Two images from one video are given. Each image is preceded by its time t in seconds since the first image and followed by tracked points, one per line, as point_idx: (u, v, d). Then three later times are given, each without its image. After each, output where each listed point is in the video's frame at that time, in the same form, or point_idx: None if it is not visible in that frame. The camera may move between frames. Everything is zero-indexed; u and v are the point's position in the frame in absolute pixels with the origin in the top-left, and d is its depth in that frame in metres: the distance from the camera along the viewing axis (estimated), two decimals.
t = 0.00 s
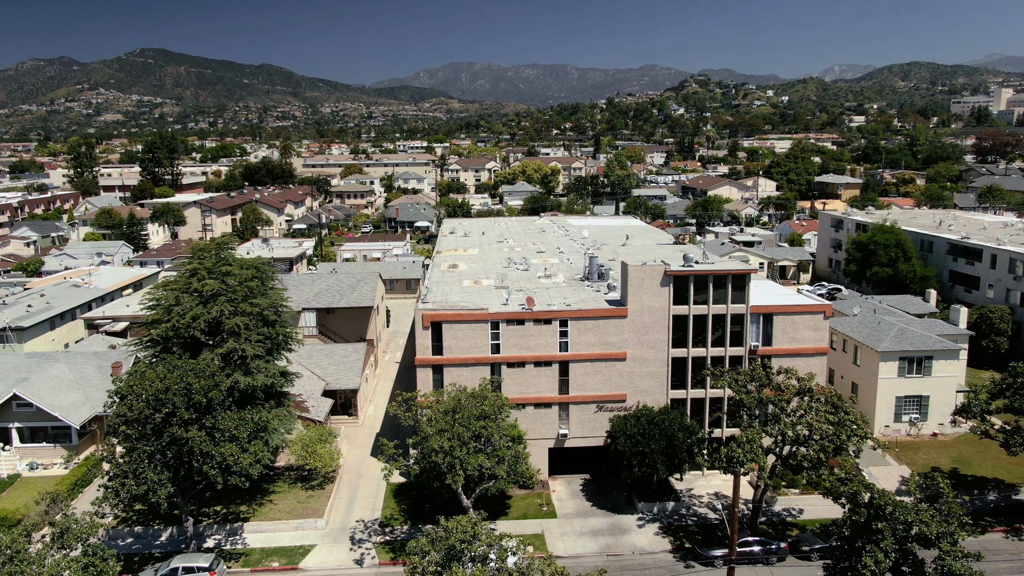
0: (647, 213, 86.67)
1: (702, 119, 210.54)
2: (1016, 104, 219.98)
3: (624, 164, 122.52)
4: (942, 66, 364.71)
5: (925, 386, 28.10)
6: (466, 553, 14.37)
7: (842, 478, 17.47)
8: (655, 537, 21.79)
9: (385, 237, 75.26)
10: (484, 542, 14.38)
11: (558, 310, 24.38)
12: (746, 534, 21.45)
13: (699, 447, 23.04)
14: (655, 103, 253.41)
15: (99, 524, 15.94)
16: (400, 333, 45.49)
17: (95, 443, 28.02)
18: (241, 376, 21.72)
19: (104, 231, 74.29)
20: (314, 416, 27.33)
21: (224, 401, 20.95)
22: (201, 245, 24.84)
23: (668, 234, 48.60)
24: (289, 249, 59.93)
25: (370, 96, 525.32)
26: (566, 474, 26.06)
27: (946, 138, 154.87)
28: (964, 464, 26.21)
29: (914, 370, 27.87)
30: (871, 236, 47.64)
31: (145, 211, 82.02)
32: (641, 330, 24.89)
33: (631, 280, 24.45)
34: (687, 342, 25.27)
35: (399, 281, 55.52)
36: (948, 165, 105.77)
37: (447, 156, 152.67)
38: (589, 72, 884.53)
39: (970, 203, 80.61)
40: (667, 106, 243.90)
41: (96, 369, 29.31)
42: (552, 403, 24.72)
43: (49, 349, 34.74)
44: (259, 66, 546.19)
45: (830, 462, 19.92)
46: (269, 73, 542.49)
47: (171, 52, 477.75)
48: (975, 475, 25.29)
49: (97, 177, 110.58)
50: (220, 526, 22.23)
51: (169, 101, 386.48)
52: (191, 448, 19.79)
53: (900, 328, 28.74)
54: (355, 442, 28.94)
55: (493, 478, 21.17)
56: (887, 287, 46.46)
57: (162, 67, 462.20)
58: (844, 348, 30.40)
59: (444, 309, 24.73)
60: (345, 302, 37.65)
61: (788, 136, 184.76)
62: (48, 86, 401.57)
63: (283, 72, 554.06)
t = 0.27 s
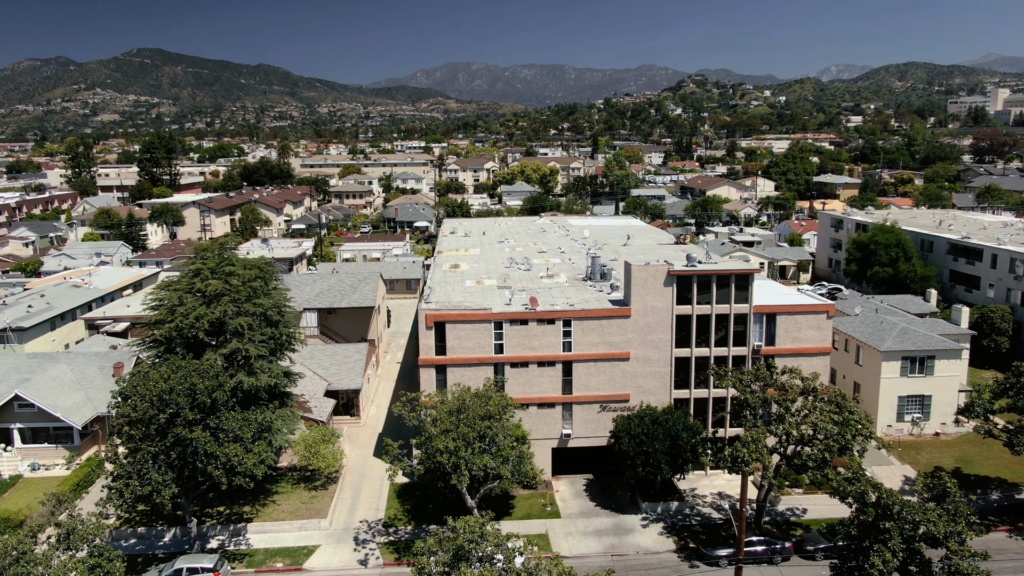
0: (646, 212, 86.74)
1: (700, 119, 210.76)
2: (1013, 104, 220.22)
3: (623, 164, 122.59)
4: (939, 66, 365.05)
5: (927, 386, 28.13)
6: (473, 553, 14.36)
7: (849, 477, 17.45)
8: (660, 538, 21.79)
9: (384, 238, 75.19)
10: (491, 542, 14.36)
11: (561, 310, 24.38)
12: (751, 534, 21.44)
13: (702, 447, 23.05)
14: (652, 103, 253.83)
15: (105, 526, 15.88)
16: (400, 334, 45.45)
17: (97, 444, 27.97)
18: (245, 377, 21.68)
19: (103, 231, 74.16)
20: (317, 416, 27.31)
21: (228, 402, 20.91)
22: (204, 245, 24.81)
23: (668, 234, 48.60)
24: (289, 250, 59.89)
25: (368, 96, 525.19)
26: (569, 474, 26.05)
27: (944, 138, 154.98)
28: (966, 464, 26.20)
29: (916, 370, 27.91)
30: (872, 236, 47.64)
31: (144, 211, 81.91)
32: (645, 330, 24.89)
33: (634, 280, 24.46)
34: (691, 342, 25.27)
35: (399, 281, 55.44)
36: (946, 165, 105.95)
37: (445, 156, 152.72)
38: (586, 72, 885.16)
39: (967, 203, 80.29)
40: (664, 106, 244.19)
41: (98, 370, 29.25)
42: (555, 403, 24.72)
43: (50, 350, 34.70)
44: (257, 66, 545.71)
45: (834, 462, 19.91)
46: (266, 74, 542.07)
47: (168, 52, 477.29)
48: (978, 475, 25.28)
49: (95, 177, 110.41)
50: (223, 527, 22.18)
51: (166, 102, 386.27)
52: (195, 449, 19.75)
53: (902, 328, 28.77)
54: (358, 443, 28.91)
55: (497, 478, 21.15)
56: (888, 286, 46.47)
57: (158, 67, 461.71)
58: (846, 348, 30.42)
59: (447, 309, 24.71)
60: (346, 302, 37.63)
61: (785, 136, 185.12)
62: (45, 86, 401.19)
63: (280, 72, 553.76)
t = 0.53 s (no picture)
0: (645, 213, 86.83)
1: (697, 119, 211.01)
2: (1009, 104, 220.76)
3: (621, 164, 122.67)
4: (936, 66, 365.87)
5: (929, 385, 28.16)
6: (481, 553, 14.33)
7: (855, 477, 17.44)
8: (663, 537, 21.80)
9: (383, 238, 75.12)
10: (499, 542, 14.32)
11: (565, 310, 24.37)
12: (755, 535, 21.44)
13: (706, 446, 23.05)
14: (649, 103, 254.21)
15: (111, 526, 15.83)
16: (401, 334, 45.41)
17: (99, 445, 27.94)
18: (248, 377, 21.64)
19: (101, 232, 73.99)
20: (320, 417, 27.30)
21: (232, 402, 20.85)
22: (207, 245, 24.75)
23: (669, 234, 48.62)
24: (288, 250, 59.82)
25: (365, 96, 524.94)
26: (572, 474, 26.06)
27: (940, 138, 155.37)
28: (969, 464, 26.16)
29: (918, 370, 27.91)
30: (872, 236, 47.66)
31: (142, 211, 81.75)
32: (648, 329, 24.89)
33: (637, 280, 24.46)
34: (694, 342, 25.28)
35: (399, 281, 55.38)
36: (944, 165, 106.19)
37: (443, 156, 152.75)
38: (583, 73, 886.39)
39: (965, 203, 80.29)
40: (662, 107, 244.49)
41: (99, 371, 29.12)
42: (559, 403, 24.74)
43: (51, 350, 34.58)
44: (254, 66, 545.16)
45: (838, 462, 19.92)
46: (264, 74, 541.51)
47: (165, 52, 476.95)
48: (981, 474, 25.27)
49: (92, 177, 110.16)
50: (227, 527, 22.13)
51: (162, 102, 385.76)
52: (199, 450, 19.71)
53: (904, 328, 28.79)
54: (360, 443, 28.90)
55: (501, 479, 21.16)
56: (888, 286, 46.53)
57: (155, 68, 461.18)
58: (848, 348, 30.43)
59: (450, 309, 24.71)
60: (348, 303, 37.62)
61: (782, 136, 185.57)
62: (42, 87, 400.71)
63: (277, 72, 553.26)
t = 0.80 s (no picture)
0: (641, 213, 87.00)
1: (691, 119, 211.57)
2: (1001, 104, 222.04)
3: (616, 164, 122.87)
4: (928, 66, 367.63)
5: (927, 385, 28.26)
6: (485, 553, 14.32)
7: (858, 475, 17.48)
8: (665, 537, 21.80)
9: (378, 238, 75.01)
10: (503, 543, 14.28)
11: (565, 310, 24.36)
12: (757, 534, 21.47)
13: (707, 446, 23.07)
14: (643, 103, 254.80)
15: (113, 529, 15.74)
16: (399, 334, 45.36)
17: (97, 447, 27.78)
18: (249, 378, 21.56)
19: (95, 232, 73.62)
20: (320, 417, 27.24)
21: (232, 403, 20.76)
22: (206, 246, 24.66)
23: (667, 233, 48.67)
24: (285, 250, 59.68)
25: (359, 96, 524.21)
26: (573, 474, 26.06)
27: (933, 138, 156.06)
28: (967, 463, 26.26)
29: (917, 369, 28.01)
30: (868, 236, 47.80)
31: (137, 211, 81.36)
32: (648, 330, 24.90)
33: (637, 280, 24.47)
34: (694, 342, 25.30)
35: (396, 282, 55.34)
36: (938, 165, 106.71)
37: (438, 156, 152.80)
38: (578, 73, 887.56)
39: (959, 203, 80.66)
40: (656, 107, 244.97)
41: (96, 372, 28.90)
42: (559, 403, 24.73)
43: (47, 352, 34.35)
44: (248, 67, 543.73)
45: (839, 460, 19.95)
46: (257, 74, 540.09)
47: (158, 52, 475.36)
48: (979, 473, 25.36)
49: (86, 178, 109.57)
50: (226, 529, 22.03)
51: (155, 102, 384.52)
52: (199, 451, 19.61)
53: (902, 327, 28.89)
54: (359, 443, 28.84)
55: (502, 479, 21.14)
56: (884, 286, 46.66)
57: (147, 67, 459.31)
58: (847, 347, 30.50)
59: (450, 309, 24.69)
60: (346, 303, 37.57)
61: (776, 136, 186.38)
62: (34, 87, 398.86)
63: (271, 72, 551.90)
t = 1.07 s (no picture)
0: (636, 212, 87.19)
1: (685, 119, 212.18)
2: (992, 104, 223.54)
3: (611, 164, 123.09)
4: (919, 66, 369.54)
5: (925, 384, 28.37)
6: (491, 553, 14.32)
7: (861, 474, 17.51)
8: (666, 537, 21.82)
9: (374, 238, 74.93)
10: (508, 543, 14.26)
11: (565, 310, 24.36)
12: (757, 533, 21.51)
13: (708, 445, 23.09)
14: (637, 103, 255.42)
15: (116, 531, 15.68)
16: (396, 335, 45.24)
17: (95, 448, 27.62)
18: (248, 379, 21.48)
19: (89, 233, 73.27)
20: (319, 418, 27.17)
21: (232, 404, 20.67)
22: (205, 246, 24.57)
23: (664, 233, 48.73)
24: (281, 251, 59.54)
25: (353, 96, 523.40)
26: (572, 474, 26.06)
27: (925, 138, 157.01)
28: (965, 461, 26.39)
29: (915, 368, 28.13)
30: (864, 236, 47.97)
31: (130, 212, 80.99)
32: (648, 330, 24.93)
33: (637, 280, 24.49)
34: (693, 341, 25.32)
35: (392, 282, 55.21)
36: (930, 165, 107.25)
37: (432, 157, 152.81)
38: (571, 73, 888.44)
39: (952, 203, 81.07)
40: (649, 107, 245.46)
41: (93, 373, 28.69)
42: (559, 403, 24.73)
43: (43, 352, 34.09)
44: (240, 67, 542.12)
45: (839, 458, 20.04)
46: (250, 74, 538.38)
47: (149, 52, 473.78)
48: (977, 471, 25.48)
49: (78, 179, 108.99)
50: (226, 531, 21.92)
51: (147, 102, 382.97)
52: (199, 453, 19.53)
53: (900, 326, 29.00)
54: (359, 444, 28.77)
55: (503, 480, 21.10)
56: (880, 285, 46.83)
57: (139, 67, 457.66)
58: (845, 346, 30.59)
59: (450, 309, 24.66)
60: (343, 304, 37.49)
61: (769, 136, 187.20)
62: (25, 87, 396.74)
63: (264, 72, 550.25)
